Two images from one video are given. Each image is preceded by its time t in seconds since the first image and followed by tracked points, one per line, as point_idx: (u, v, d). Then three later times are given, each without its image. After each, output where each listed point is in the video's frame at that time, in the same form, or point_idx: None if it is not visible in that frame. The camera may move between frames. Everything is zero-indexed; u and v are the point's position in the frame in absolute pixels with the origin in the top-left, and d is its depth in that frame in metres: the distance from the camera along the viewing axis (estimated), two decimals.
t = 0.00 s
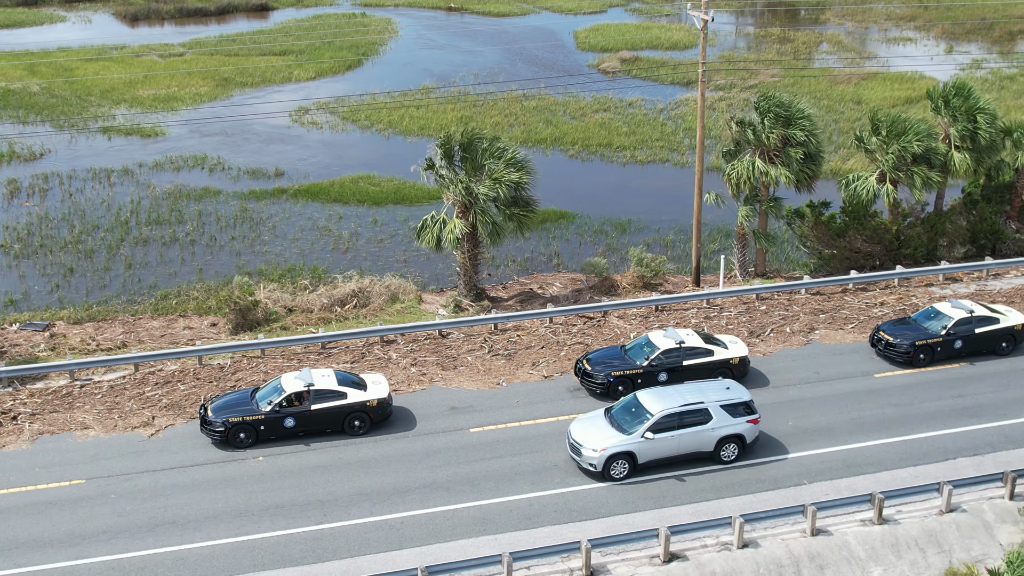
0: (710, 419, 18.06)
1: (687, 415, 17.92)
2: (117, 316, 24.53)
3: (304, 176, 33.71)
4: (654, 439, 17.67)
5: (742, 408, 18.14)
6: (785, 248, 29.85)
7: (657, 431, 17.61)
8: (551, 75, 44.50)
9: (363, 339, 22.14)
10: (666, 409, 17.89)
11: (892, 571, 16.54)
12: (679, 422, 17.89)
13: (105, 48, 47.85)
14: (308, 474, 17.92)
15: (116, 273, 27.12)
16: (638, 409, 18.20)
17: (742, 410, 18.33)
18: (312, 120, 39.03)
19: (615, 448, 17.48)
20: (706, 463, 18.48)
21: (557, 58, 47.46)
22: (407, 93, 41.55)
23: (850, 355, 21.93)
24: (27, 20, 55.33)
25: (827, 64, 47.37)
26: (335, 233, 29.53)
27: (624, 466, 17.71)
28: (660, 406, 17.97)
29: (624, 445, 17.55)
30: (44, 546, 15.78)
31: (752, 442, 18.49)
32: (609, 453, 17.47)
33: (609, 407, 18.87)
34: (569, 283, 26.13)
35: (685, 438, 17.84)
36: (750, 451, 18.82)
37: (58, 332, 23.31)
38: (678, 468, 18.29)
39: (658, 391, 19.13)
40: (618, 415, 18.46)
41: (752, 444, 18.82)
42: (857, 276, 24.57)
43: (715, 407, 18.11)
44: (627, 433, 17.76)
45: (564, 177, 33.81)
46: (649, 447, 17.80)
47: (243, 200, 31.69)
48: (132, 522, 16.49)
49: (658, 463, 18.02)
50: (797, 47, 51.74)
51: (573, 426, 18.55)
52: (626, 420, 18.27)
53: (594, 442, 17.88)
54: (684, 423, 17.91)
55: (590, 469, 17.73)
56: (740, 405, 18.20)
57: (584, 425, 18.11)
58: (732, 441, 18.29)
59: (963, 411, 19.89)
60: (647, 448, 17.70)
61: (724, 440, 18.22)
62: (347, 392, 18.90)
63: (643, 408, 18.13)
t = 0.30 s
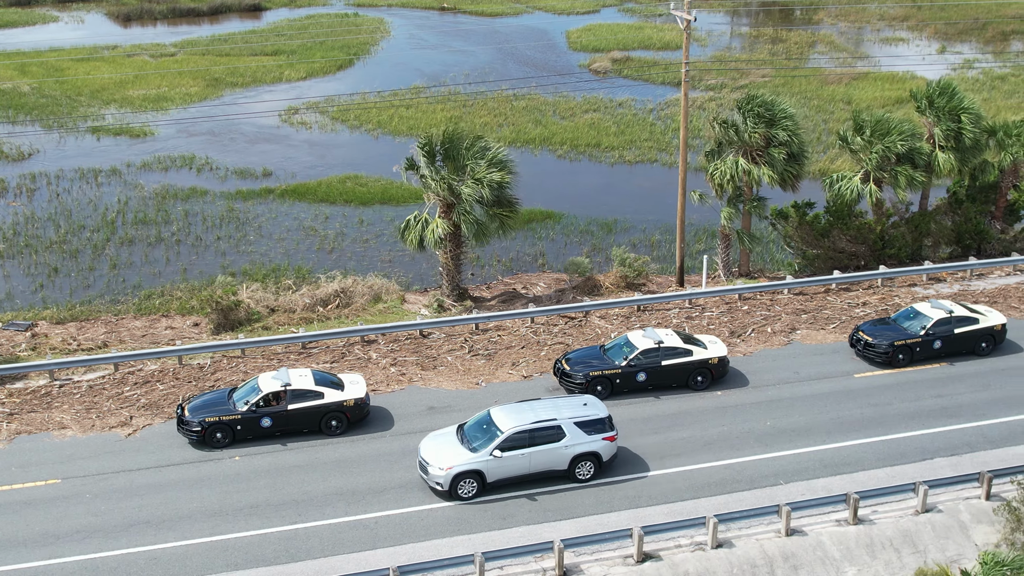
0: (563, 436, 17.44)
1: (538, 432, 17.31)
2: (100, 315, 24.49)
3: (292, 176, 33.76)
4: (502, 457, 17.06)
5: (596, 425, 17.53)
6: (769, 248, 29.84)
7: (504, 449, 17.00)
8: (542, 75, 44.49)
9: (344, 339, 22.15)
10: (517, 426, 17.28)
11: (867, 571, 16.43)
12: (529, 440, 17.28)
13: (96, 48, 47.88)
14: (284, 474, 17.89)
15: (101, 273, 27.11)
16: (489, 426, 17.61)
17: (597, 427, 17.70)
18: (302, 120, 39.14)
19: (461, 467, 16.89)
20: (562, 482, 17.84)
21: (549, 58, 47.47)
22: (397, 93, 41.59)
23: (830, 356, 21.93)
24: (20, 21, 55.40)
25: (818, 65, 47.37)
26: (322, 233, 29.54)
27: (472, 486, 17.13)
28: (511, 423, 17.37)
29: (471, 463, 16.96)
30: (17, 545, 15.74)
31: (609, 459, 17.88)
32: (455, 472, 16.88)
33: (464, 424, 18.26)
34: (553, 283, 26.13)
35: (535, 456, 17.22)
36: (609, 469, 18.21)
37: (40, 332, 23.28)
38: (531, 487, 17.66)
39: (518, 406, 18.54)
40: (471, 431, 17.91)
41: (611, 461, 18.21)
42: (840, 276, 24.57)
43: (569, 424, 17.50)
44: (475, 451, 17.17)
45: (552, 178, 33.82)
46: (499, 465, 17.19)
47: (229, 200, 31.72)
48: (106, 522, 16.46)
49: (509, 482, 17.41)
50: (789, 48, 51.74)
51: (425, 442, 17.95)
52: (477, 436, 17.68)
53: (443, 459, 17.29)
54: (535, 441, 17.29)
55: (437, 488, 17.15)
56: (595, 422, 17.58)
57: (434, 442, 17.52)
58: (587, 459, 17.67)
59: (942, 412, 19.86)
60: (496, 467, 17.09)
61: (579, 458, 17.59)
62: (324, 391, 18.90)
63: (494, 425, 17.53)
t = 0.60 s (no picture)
0: (405, 454, 16.80)
1: (377, 450, 16.68)
2: (83, 315, 24.44)
3: (280, 176, 33.78)
4: (337, 476, 16.43)
5: (439, 443, 16.91)
6: (755, 247, 29.83)
7: (340, 467, 16.37)
8: (533, 75, 44.48)
9: (325, 339, 22.17)
10: (354, 445, 16.60)
11: (842, 571, 16.39)
12: (368, 458, 16.61)
13: (88, 48, 47.91)
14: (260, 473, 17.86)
15: (85, 272, 27.08)
16: (328, 443, 16.96)
17: (441, 444, 17.06)
18: (292, 120, 39.20)
19: (295, 487, 16.23)
20: (405, 501, 17.18)
21: (540, 58, 47.49)
22: (387, 93, 41.60)
23: (811, 356, 21.93)
24: (12, 21, 55.43)
25: (810, 65, 47.38)
26: (308, 233, 29.53)
27: (308, 506, 16.46)
28: (350, 440, 16.75)
29: (306, 483, 16.31)
30: None
31: (454, 478, 17.23)
32: (289, 491, 16.23)
33: (304, 441, 17.58)
34: (538, 283, 26.12)
35: (375, 475, 16.57)
36: (457, 488, 17.57)
37: (23, 331, 23.25)
38: (371, 507, 16.99)
39: (363, 422, 17.86)
40: (310, 449, 17.25)
41: (459, 479, 17.58)
42: (823, 276, 24.58)
43: (411, 442, 16.87)
44: (311, 470, 16.52)
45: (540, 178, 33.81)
46: (337, 484, 16.53)
47: (216, 200, 31.73)
48: (80, 521, 16.44)
49: (347, 501, 16.75)
50: (781, 48, 51.75)
51: (264, 460, 17.28)
52: (316, 454, 17.02)
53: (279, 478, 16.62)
54: (374, 459, 16.64)
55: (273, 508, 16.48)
56: (440, 439, 16.97)
57: (272, 461, 16.87)
58: (430, 478, 17.02)
59: (921, 411, 19.83)
60: (332, 486, 16.45)
61: (422, 477, 16.94)
62: (302, 391, 18.87)
63: (334, 443, 16.90)
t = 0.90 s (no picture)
0: (233, 474, 16.04)
1: (203, 469, 15.92)
2: (66, 315, 24.37)
3: (268, 176, 33.80)
4: (161, 496, 15.63)
5: (269, 462, 16.17)
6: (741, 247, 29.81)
7: (163, 487, 15.59)
8: (524, 75, 44.47)
9: (306, 338, 22.20)
10: (178, 464, 15.82)
11: (818, 570, 16.31)
12: (194, 478, 15.83)
13: (80, 48, 47.93)
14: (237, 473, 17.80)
15: (70, 272, 27.04)
16: (154, 461, 16.16)
17: (272, 464, 16.31)
18: (281, 121, 39.22)
19: (114, 507, 15.43)
20: (236, 522, 16.40)
21: (532, 58, 47.50)
22: (378, 93, 41.59)
23: (792, 356, 21.92)
24: (5, 21, 55.47)
25: (802, 65, 47.38)
26: (294, 232, 29.52)
27: (130, 527, 15.66)
28: (176, 459, 15.97)
29: (126, 503, 15.51)
30: None
31: (287, 498, 16.48)
32: (109, 512, 15.43)
33: (134, 459, 16.77)
34: (522, 282, 26.14)
35: (200, 495, 15.79)
36: (291, 509, 16.82)
37: (6, 331, 23.20)
38: (198, 528, 16.19)
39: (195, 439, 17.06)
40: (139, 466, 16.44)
41: (293, 499, 16.84)
42: (806, 275, 24.60)
43: (240, 460, 16.12)
44: (133, 489, 15.71)
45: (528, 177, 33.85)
46: (160, 505, 15.73)
47: (204, 199, 31.73)
48: (56, 520, 16.38)
49: (171, 522, 15.94)
50: (773, 47, 51.76)
51: (92, 478, 16.48)
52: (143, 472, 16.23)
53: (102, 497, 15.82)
54: (200, 479, 15.86)
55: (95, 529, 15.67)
56: (271, 459, 16.23)
57: (96, 479, 16.07)
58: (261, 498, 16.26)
59: (901, 410, 19.80)
60: (156, 507, 15.65)
61: (251, 497, 16.18)
62: (280, 390, 18.87)
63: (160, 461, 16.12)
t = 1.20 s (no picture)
0: (46, 494, 15.18)
1: (15, 491, 15.05)
2: (50, 314, 24.32)
3: (256, 175, 33.81)
4: None
5: (84, 481, 15.28)
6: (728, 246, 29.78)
7: None
8: (515, 74, 44.43)
9: (288, 338, 22.20)
10: None
11: (794, 569, 16.25)
12: (4, 498, 14.97)
13: (72, 48, 47.91)
14: (214, 471, 17.76)
15: (55, 271, 27.00)
16: None
17: (90, 483, 15.44)
18: (271, 120, 39.20)
19: None
20: (55, 543, 15.57)
21: (523, 57, 47.47)
22: (369, 93, 41.57)
23: (774, 355, 21.89)
24: None
25: (794, 64, 47.31)
26: (280, 232, 29.51)
27: None
28: None
29: None
30: None
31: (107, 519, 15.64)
32: None
33: None
34: (507, 281, 26.14)
35: (10, 517, 14.94)
36: (116, 530, 15.99)
37: None
38: (13, 550, 15.35)
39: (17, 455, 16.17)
40: None
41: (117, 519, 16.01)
42: (790, 274, 24.58)
43: (54, 479, 15.25)
44: None
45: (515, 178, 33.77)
46: None
47: (191, 199, 31.73)
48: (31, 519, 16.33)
49: None
50: (765, 47, 51.70)
51: None
52: None
53: None
54: (11, 500, 15.01)
55: None
56: (89, 477, 15.37)
57: None
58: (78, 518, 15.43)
59: (881, 409, 19.76)
60: None
61: (67, 518, 15.34)
62: (258, 389, 18.89)
63: None
